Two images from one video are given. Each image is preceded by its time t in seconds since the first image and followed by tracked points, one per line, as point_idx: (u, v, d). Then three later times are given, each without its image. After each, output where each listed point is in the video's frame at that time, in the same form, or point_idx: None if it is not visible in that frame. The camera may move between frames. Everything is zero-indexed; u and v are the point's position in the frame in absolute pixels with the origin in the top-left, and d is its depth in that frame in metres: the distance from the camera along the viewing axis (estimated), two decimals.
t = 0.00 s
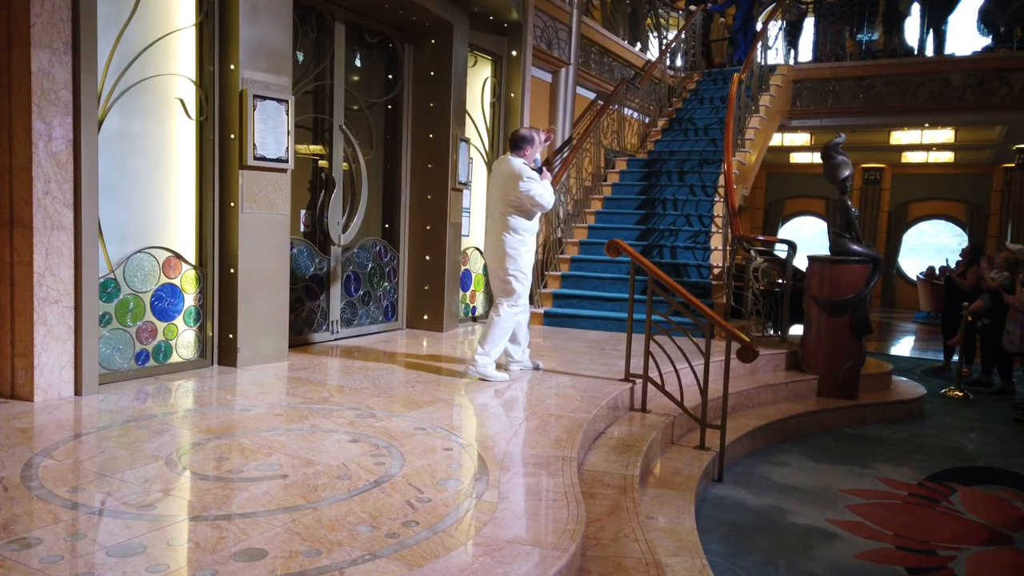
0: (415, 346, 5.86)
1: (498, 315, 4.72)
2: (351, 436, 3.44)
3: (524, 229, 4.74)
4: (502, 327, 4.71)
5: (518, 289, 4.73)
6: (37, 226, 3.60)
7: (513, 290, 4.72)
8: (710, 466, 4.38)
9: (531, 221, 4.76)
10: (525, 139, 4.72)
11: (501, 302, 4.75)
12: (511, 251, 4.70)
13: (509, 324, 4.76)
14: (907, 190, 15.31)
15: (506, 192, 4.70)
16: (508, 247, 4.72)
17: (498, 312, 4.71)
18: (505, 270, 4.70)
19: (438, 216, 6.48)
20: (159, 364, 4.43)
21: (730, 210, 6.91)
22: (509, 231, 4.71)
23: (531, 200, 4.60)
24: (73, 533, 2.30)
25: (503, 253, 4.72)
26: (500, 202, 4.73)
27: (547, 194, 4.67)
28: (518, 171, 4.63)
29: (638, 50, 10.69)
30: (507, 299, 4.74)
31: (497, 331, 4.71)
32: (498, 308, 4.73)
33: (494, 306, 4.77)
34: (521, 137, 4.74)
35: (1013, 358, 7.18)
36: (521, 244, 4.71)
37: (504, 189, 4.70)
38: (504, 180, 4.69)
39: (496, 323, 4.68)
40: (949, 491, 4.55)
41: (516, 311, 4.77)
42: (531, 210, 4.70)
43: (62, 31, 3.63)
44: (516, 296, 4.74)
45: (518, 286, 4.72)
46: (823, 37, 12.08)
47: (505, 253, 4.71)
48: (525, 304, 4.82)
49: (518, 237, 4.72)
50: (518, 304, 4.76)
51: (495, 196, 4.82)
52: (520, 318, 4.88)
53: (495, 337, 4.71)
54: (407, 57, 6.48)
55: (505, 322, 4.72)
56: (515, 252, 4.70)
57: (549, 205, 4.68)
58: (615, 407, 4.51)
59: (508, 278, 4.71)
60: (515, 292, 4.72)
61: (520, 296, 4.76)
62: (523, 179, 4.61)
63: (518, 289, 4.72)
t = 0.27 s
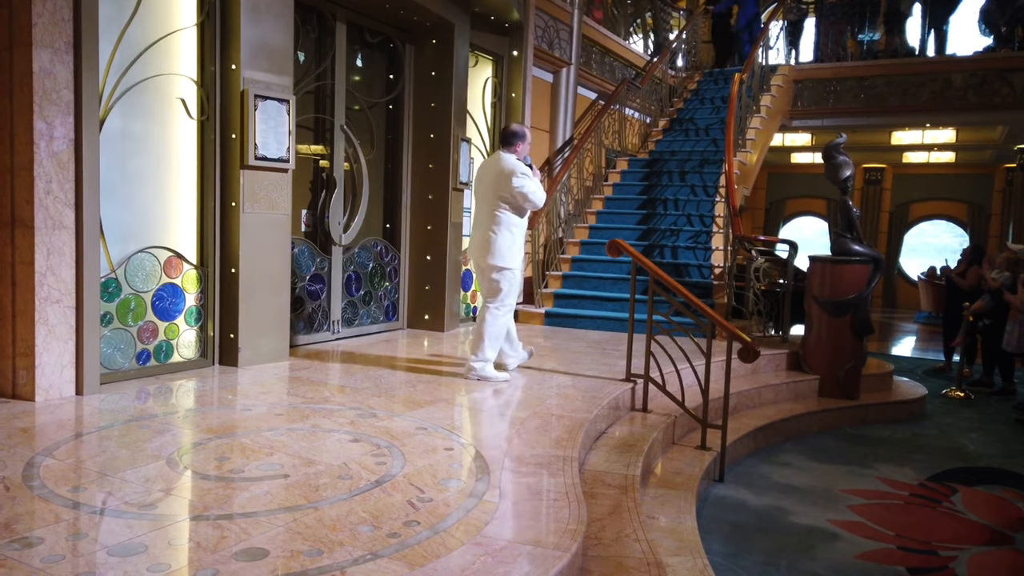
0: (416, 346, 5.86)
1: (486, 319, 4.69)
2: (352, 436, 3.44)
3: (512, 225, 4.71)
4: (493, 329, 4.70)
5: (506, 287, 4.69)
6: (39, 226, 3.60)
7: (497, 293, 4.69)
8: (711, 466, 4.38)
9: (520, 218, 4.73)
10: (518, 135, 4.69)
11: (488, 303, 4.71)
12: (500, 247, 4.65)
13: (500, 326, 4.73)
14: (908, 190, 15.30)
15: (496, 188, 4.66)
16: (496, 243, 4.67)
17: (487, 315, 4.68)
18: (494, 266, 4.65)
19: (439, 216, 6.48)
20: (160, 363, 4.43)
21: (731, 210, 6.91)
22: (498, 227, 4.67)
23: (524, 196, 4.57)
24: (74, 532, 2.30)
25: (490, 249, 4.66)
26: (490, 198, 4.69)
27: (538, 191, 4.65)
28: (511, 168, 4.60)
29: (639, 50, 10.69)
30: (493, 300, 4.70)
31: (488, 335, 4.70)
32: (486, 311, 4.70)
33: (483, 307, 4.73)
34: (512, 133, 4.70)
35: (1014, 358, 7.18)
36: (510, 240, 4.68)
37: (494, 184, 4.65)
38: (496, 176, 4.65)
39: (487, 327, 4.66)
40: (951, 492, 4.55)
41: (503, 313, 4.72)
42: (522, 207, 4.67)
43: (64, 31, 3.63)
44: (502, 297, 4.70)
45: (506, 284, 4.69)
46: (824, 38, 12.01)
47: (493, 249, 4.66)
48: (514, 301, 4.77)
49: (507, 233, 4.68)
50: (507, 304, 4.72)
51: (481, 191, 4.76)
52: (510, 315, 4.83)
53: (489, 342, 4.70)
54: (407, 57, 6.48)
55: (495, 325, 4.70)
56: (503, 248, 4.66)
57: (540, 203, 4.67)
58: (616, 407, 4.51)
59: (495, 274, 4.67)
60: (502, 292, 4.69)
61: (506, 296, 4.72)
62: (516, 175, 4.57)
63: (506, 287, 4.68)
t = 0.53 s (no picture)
0: (415, 346, 5.87)
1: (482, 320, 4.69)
2: (352, 436, 3.44)
3: (501, 224, 4.66)
4: (490, 330, 4.70)
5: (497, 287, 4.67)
6: (39, 226, 3.60)
7: (489, 295, 4.68)
8: (710, 467, 4.38)
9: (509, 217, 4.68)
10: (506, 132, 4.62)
11: (481, 305, 4.71)
12: (489, 247, 4.62)
13: (495, 325, 4.73)
14: (908, 190, 15.30)
15: (485, 186, 4.59)
16: (485, 242, 4.63)
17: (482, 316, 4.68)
18: (485, 267, 4.63)
19: (439, 216, 6.48)
20: (159, 364, 4.44)
21: (731, 210, 6.91)
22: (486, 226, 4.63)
23: (514, 195, 4.49)
24: (73, 533, 2.30)
25: (480, 249, 4.62)
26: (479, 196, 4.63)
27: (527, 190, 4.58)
28: (500, 166, 4.52)
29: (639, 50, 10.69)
30: (486, 302, 4.69)
31: (486, 337, 4.70)
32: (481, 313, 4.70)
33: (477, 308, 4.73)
34: (499, 131, 4.62)
35: (1013, 358, 7.18)
36: (499, 239, 4.64)
37: (483, 184, 4.59)
38: (485, 174, 4.58)
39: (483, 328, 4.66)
40: (950, 492, 4.55)
41: (497, 312, 4.72)
42: (510, 206, 4.60)
43: (63, 31, 3.63)
44: (494, 297, 4.68)
45: (497, 284, 4.66)
46: (824, 38, 12.00)
47: (483, 248, 4.62)
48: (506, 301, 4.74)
49: (496, 232, 4.64)
50: (502, 304, 4.72)
51: (469, 190, 4.71)
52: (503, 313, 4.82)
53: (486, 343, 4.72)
54: (407, 57, 6.48)
55: (490, 326, 4.70)
56: (492, 247, 4.63)
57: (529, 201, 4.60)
58: (616, 408, 4.52)
59: (485, 274, 4.65)
60: (494, 293, 4.67)
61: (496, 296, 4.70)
62: (506, 173, 4.50)
63: (497, 288, 4.66)
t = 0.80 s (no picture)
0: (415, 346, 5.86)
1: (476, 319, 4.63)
2: (351, 436, 3.43)
3: (485, 226, 4.61)
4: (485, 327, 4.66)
5: (485, 287, 4.60)
6: (38, 226, 3.59)
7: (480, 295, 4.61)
8: (710, 466, 4.38)
9: (490, 218, 4.62)
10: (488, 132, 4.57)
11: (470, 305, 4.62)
12: (472, 249, 4.57)
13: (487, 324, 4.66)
14: (908, 190, 15.30)
15: (463, 187, 4.59)
16: (468, 244, 4.60)
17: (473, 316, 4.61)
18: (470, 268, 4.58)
19: (438, 216, 6.48)
20: (159, 363, 4.43)
21: (731, 210, 6.90)
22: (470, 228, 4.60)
23: (480, 196, 4.44)
24: (72, 532, 2.30)
25: (463, 250, 4.60)
26: (461, 199, 4.61)
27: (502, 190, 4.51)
28: (472, 166, 4.50)
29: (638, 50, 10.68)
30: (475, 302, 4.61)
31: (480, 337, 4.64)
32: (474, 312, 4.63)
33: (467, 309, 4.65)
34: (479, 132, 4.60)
35: (1013, 359, 7.19)
36: (482, 240, 4.59)
37: (460, 185, 4.59)
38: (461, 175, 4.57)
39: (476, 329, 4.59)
40: (950, 492, 4.55)
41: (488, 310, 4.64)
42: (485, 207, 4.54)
43: (62, 30, 3.63)
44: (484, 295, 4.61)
45: (484, 283, 4.60)
46: (824, 37, 12.08)
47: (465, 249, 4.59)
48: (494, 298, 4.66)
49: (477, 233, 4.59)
50: (494, 302, 4.64)
51: (453, 193, 4.71)
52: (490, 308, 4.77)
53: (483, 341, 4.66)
54: (407, 57, 6.48)
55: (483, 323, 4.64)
56: (475, 248, 4.58)
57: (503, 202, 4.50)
58: (616, 407, 4.51)
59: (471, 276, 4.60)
60: (481, 290, 4.59)
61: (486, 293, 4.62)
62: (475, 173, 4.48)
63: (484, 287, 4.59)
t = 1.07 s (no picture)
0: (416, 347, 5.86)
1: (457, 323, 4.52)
2: (351, 438, 3.43)
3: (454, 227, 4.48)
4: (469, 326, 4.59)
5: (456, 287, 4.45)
6: (38, 227, 3.59)
7: (461, 301, 4.50)
8: (710, 467, 4.38)
9: (457, 218, 4.49)
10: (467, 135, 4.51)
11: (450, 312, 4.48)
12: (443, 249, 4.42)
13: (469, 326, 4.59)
14: (908, 190, 15.30)
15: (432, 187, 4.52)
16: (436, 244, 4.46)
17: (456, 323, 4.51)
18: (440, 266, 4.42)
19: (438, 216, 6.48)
20: (159, 364, 4.43)
21: (731, 210, 6.90)
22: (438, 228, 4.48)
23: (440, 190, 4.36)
24: (73, 535, 2.30)
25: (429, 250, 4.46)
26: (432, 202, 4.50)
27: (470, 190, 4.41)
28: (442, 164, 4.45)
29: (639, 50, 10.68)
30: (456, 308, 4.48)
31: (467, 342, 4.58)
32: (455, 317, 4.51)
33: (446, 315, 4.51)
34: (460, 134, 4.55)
35: (1013, 359, 7.19)
36: (450, 241, 4.46)
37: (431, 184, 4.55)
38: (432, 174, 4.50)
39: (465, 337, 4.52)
40: (950, 492, 4.55)
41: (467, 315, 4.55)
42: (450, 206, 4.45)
43: (63, 31, 3.63)
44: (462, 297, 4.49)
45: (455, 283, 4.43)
46: (824, 37, 12.06)
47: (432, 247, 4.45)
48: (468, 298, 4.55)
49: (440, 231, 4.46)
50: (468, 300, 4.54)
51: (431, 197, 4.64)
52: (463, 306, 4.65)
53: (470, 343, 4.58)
54: (407, 57, 6.47)
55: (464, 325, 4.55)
56: (441, 246, 4.43)
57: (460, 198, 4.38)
58: (616, 408, 4.51)
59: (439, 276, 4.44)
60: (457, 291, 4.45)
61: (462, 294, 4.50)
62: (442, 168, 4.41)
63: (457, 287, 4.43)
